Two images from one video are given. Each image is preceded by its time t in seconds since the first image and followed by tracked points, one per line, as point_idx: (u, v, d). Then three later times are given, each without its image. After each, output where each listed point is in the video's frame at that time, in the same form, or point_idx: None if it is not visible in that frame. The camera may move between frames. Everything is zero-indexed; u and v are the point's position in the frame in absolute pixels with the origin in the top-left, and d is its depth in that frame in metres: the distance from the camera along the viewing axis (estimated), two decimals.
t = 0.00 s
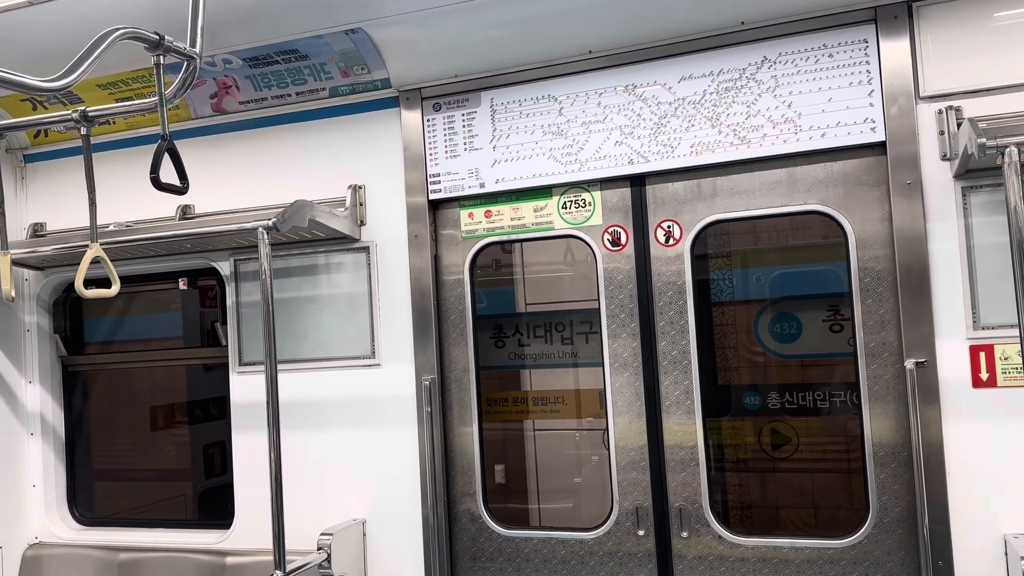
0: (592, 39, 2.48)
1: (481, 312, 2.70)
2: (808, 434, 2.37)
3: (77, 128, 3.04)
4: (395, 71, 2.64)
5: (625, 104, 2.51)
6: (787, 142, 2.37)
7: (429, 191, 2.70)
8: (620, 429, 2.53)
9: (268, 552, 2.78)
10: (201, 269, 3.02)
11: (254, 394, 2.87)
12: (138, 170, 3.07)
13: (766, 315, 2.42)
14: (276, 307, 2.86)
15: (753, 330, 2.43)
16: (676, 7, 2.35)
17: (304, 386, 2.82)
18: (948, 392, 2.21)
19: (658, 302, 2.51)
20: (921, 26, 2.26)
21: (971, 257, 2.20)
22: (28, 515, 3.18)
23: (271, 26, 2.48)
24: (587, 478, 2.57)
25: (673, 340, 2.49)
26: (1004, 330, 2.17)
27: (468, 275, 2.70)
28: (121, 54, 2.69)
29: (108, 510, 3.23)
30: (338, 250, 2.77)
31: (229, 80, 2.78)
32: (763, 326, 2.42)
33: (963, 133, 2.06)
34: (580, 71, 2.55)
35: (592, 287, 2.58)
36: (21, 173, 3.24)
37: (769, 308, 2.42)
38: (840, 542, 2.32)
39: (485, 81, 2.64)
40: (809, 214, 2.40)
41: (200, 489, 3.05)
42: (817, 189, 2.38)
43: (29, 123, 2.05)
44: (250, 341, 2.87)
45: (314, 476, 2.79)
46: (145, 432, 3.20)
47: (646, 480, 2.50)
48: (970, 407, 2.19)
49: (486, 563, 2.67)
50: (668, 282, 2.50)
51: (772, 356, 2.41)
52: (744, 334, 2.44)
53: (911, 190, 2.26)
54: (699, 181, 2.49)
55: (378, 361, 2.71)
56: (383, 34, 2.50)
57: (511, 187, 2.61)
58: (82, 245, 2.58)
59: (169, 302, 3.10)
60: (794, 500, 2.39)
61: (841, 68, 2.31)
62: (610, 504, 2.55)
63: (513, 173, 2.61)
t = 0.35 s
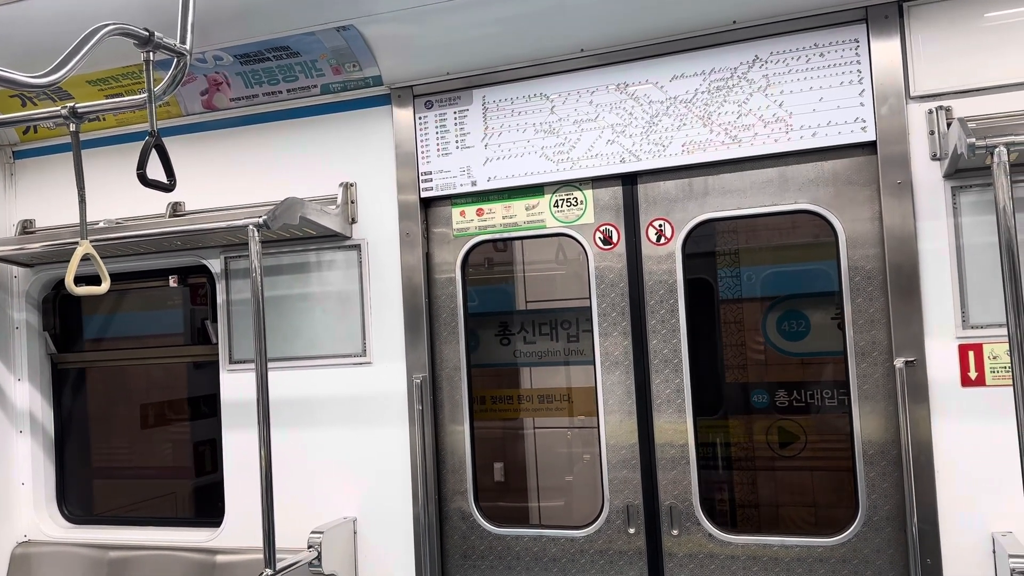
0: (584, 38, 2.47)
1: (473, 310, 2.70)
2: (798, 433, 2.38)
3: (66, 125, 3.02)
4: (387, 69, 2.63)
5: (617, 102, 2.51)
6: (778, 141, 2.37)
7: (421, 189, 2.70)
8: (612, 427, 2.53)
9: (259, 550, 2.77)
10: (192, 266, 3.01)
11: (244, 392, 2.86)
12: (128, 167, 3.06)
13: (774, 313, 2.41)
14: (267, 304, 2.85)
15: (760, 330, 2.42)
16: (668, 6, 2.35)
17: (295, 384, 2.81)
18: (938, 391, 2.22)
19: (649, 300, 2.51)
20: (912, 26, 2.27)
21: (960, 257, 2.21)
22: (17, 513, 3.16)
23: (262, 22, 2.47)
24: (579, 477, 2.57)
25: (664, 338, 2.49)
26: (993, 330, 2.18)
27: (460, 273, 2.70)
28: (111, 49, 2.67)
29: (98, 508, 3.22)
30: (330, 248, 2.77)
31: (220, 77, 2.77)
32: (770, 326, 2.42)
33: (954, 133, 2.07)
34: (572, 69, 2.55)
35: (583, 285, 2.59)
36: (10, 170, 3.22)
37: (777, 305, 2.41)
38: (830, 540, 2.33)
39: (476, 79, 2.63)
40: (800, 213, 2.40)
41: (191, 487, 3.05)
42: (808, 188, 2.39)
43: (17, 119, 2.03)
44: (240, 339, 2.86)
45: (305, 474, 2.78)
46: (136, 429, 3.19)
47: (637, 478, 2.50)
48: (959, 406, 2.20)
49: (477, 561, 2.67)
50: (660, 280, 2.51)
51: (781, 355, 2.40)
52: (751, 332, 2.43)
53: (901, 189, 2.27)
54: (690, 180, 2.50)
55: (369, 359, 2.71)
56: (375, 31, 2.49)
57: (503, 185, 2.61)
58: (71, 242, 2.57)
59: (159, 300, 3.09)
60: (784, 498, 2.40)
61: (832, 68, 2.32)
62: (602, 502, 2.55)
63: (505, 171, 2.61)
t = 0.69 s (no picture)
0: (578, 36, 2.47)
1: (466, 308, 2.69)
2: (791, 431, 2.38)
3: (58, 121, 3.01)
4: (381, 66, 2.63)
5: (611, 100, 2.51)
6: (771, 140, 2.38)
7: (414, 187, 2.69)
8: (605, 425, 2.53)
9: (251, 548, 2.77)
10: (184, 264, 3.00)
11: (237, 390, 2.85)
12: (120, 164, 3.05)
13: (788, 310, 2.39)
14: (260, 302, 2.84)
15: (777, 330, 2.40)
16: (662, 4, 2.35)
17: (288, 383, 2.81)
18: (929, 389, 2.23)
19: (642, 299, 2.52)
20: (904, 25, 2.27)
21: (951, 256, 2.22)
22: (9, 511, 3.15)
23: (256, 19, 2.47)
24: (572, 475, 2.57)
25: (657, 337, 2.50)
26: (984, 329, 2.19)
27: (453, 271, 2.70)
28: (103, 46, 2.66)
29: (89, 506, 3.21)
30: (323, 246, 2.76)
31: (213, 74, 2.76)
32: (786, 326, 2.40)
33: (945, 132, 2.07)
34: (566, 67, 2.55)
35: (576, 283, 2.59)
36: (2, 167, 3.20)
37: (790, 303, 2.39)
38: (822, 538, 2.34)
39: (470, 77, 2.63)
40: (792, 212, 2.41)
41: (183, 485, 3.05)
42: (800, 187, 2.39)
43: (9, 115, 2.02)
44: (233, 336, 2.85)
45: (298, 471, 2.78)
46: (129, 426, 3.19)
47: (630, 476, 2.51)
48: (950, 405, 2.21)
49: (470, 559, 2.67)
50: (653, 279, 2.51)
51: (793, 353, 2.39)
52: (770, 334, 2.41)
53: (893, 188, 2.27)
54: (684, 178, 2.50)
55: (362, 357, 2.71)
56: (368, 29, 2.49)
57: (497, 183, 2.61)
58: (63, 239, 2.55)
59: (151, 297, 3.08)
60: (777, 496, 2.40)
61: (825, 67, 2.32)
62: (594, 500, 2.55)
63: (499, 169, 2.61)
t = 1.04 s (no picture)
0: (570, 36, 2.48)
1: (459, 307, 2.69)
2: (782, 431, 2.39)
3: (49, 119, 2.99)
4: (373, 65, 2.63)
5: (603, 100, 2.51)
6: (762, 140, 2.39)
7: (406, 185, 2.69)
8: (596, 425, 2.54)
9: (242, 547, 2.76)
10: (175, 262, 2.99)
11: (228, 388, 2.85)
12: (111, 162, 3.03)
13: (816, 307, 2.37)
14: (251, 300, 2.84)
15: (812, 329, 2.38)
16: (654, 4, 2.35)
17: (280, 381, 2.80)
18: (919, 388, 2.24)
19: (634, 298, 2.52)
20: (894, 27, 2.28)
21: (941, 256, 2.23)
22: None
23: (248, 17, 2.46)
24: (563, 474, 2.57)
25: (649, 336, 2.50)
26: (973, 329, 2.20)
27: (445, 270, 2.70)
28: (95, 43, 2.65)
29: (79, 505, 3.21)
30: (314, 244, 2.76)
31: (205, 71, 2.76)
32: (821, 324, 2.37)
33: (935, 133, 2.09)
34: (558, 66, 2.55)
35: (568, 283, 2.59)
36: None
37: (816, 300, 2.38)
38: (811, 537, 2.35)
39: (462, 76, 2.63)
40: (783, 212, 2.42)
41: (174, 484, 3.05)
42: (791, 188, 2.40)
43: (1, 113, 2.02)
44: (224, 334, 2.84)
45: (289, 470, 2.78)
46: (120, 424, 3.19)
47: (621, 475, 2.51)
48: (939, 404, 2.22)
49: (461, 558, 2.67)
50: (645, 278, 2.52)
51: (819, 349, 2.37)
52: (803, 334, 2.39)
53: (883, 189, 2.28)
54: (675, 178, 2.51)
55: (354, 356, 2.70)
56: (361, 27, 2.48)
57: (489, 182, 2.61)
58: (53, 237, 2.54)
59: (142, 295, 3.07)
60: (767, 495, 2.41)
61: (816, 68, 2.33)
62: (585, 499, 2.56)
63: (491, 168, 2.61)
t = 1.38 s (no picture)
0: (564, 34, 2.48)
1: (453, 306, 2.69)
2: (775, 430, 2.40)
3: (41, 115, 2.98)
4: (367, 62, 2.62)
5: (597, 99, 2.51)
6: (755, 140, 2.39)
7: (400, 183, 2.69)
8: (589, 424, 2.54)
9: (234, 545, 2.76)
10: (167, 259, 2.98)
11: (220, 386, 2.84)
12: (103, 158, 3.02)
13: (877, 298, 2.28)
14: (244, 298, 2.83)
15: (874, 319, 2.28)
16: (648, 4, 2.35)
17: (272, 379, 2.80)
18: (911, 388, 2.25)
19: (627, 297, 2.53)
20: (887, 27, 2.29)
21: (933, 256, 2.24)
22: None
23: (241, 14, 2.45)
24: (556, 472, 2.57)
25: (642, 335, 2.51)
26: (964, 329, 2.21)
27: (439, 268, 2.69)
28: (87, 39, 2.64)
29: (71, 502, 3.21)
30: (307, 242, 2.75)
31: (198, 68, 2.75)
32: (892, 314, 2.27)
33: (927, 134, 2.09)
34: (552, 65, 2.55)
35: (562, 281, 2.59)
36: None
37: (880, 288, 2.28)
38: (803, 536, 2.35)
39: (456, 74, 2.63)
40: (777, 212, 2.42)
41: (165, 482, 3.05)
42: (784, 187, 2.41)
43: None
44: (216, 332, 2.83)
45: (281, 468, 2.77)
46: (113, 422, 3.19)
47: (614, 473, 2.52)
48: (930, 403, 2.23)
49: (454, 557, 2.67)
50: (637, 277, 2.52)
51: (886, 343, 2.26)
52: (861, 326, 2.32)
53: (876, 189, 2.29)
54: (668, 177, 2.51)
55: (346, 354, 2.70)
56: (354, 25, 2.48)
57: (483, 181, 2.61)
58: (44, 233, 2.53)
59: (134, 293, 3.06)
60: (759, 494, 2.42)
61: (809, 68, 2.34)
62: (578, 498, 2.56)
63: (485, 166, 2.61)
